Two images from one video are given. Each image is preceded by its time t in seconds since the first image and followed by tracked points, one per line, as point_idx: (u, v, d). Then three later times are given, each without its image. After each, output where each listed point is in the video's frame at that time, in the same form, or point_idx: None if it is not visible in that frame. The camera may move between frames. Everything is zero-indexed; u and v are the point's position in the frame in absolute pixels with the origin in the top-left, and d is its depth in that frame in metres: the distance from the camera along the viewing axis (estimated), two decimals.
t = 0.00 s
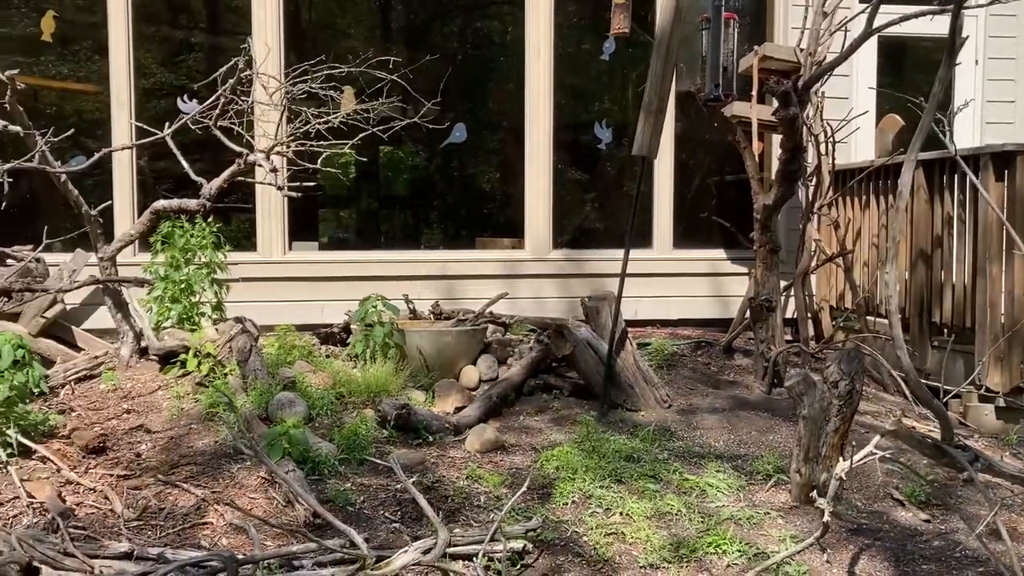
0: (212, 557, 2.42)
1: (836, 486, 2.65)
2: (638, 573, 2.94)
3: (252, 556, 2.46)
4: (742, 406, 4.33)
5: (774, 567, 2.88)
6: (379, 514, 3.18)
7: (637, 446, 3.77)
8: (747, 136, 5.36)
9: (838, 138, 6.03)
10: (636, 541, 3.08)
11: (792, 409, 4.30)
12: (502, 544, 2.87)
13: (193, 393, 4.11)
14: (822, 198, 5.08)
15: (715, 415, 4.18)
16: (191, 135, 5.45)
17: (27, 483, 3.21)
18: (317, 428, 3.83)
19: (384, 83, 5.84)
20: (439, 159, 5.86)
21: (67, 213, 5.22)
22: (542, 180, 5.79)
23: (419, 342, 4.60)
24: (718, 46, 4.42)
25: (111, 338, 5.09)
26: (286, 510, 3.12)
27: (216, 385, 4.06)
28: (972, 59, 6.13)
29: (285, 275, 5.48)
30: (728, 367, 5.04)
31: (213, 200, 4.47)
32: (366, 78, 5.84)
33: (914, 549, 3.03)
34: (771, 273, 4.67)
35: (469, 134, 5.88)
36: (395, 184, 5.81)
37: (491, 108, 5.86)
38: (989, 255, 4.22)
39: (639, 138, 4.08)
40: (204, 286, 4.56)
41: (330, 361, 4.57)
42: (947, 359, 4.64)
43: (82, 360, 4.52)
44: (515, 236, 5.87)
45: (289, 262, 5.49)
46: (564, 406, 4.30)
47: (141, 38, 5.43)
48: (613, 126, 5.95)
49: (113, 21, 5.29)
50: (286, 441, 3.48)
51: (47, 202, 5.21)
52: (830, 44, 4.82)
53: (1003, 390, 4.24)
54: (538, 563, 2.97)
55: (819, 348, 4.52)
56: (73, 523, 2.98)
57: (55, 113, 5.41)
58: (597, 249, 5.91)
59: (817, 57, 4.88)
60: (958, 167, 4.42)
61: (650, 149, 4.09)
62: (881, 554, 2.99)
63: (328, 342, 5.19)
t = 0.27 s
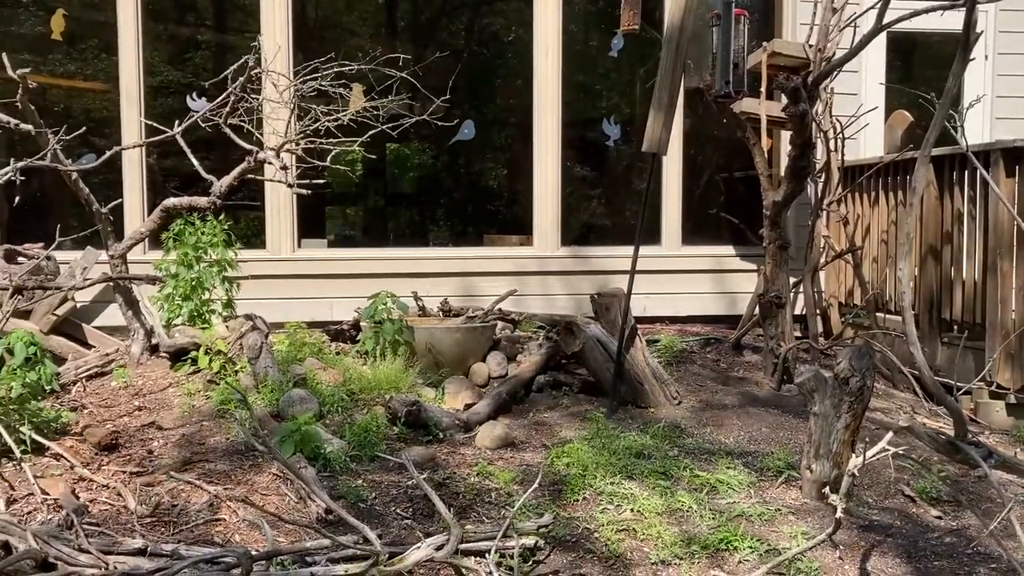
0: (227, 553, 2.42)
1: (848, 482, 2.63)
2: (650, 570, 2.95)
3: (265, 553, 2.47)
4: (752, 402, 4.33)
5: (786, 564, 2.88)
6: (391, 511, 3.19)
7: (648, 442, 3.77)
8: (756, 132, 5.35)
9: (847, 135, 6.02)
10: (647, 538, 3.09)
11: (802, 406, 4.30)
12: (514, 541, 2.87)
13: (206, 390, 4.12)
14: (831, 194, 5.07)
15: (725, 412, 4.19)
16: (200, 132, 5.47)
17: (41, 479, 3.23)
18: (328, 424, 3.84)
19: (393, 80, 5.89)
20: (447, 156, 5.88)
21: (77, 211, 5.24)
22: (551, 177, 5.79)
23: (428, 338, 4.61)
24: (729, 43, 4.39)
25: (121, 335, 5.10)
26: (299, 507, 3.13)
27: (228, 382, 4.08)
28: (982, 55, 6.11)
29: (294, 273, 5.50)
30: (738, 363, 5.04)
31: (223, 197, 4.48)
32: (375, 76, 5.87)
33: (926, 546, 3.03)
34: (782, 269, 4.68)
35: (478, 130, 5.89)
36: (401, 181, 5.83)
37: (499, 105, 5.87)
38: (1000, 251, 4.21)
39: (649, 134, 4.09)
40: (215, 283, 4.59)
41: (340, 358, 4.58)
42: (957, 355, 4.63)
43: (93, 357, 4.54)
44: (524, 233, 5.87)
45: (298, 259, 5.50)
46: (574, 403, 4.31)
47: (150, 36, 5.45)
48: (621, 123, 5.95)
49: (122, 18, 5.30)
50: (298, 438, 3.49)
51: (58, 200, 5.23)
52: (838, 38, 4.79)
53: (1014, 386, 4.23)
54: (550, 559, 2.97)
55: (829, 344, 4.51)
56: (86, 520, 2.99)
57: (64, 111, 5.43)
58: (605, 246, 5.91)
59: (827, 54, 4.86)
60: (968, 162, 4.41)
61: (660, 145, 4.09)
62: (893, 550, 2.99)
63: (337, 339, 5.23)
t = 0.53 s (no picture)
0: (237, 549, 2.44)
1: (856, 477, 2.65)
2: (656, 565, 2.96)
3: (274, 549, 2.47)
4: (756, 398, 4.34)
5: (792, 558, 2.89)
6: (398, 506, 3.20)
7: (653, 438, 3.78)
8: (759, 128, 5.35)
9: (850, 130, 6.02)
10: (653, 533, 3.10)
11: (806, 401, 4.31)
12: (522, 536, 2.88)
13: (211, 387, 4.13)
14: (834, 190, 5.08)
15: (729, 407, 4.19)
16: (203, 130, 5.46)
17: (49, 476, 3.24)
18: (334, 421, 3.85)
19: (398, 77, 5.83)
20: (450, 153, 5.84)
21: (80, 208, 5.24)
22: (554, 174, 5.80)
23: (433, 335, 4.61)
24: (734, 39, 4.33)
25: (126, 333, 5.11)
26: (306, 502, 3.15)
27: (234, 379, 4.08)
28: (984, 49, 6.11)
29: (298, 269, 5.51)
30: (741, 359, 5.04)
31: (228, 195, 4.49)
32: (380, 72, 5.82)
33: (931, 540, 3.04)
34: (785, 266, 4.66)
35: (481, 127, 5.86)
36: (402, 178, 5.79)
37: (501, 101, 5.86)
38: (1004, 246, 4.21)
39: (653, 130, 4.10)
40: (220, 280, 4.58)
41: (345, 355, 4.58)
42: (961, 351, 4.63)
43: (98, 354, 4.55)
44: (526, 230, 5.88)
45: (301, 256, 5.52)
46: (578, 398, 4.33)
47: (152, 33, 5.43)
48: (624, 119, 5.95)
49: (126, 15, 5.31)
50: (304, 434, 3.51)
51: (61, 198, 5.23)
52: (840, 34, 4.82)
53: (1017, 381, 4.24)
54: (556, 555, 2.98)
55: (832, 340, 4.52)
56: (94, 516, 3.00)
57: (67, 109, 5.42)
58: (608, 243, 5.92)
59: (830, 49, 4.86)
60: (972, 158, 4.41)
61: (664, 142, 4.09)
62: (898, 545, 3.00)
63: (342, 335, 5.25)
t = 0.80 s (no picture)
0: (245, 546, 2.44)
1: (863, 472, 2.66)
2: (662, 561, 2.96)
3: (282, 547, 2.47)
4: (757, 394, 4.34)
5: (797, 554, 2.89)
6: (402, 503, 3.20)
7: (655, 434, 3.79)
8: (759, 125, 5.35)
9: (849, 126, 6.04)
10: (657, 529, 3.10)
11: (807, 397, 4.31)
12: (528, 533, 2.88)
13: (212, 385, 4.13)
14: (834, 186, 5.09)
15: (731, 403, 4.20)
16: (202, 127, 5.45)
17: (52, 474, 3.23)
18: (336, 419, 3.85)
19: (399, 74, 5.82)
20: (448, 150, 5.84)
21: (79, 206, 5.22)
22: (554, 171, 5.79)
23: (435, 332, 4.61)
24: (736, 34, 4.33)
25: (125, 330, 5.09)
26: (311, 499, 3.15)
27: (235, 376, 4.08)
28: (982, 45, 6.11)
29: (298, 267, 5.51)
30: (741, 355, 5.05)
31: (229, 192, 4.48)
32: (381, 68, 5.82)
33: (936, 535, 3.05)
34: (785, 261, 4.68)
35: (480, 123, 5.86)
36: (399, 175, 5.79)
37: (499, 98, 5.85)
38: (1004, 241, 4.23)
39: (656, 127, 4.10)
40: (220, 278, 4.56)
41: (346, 352, 4.58)
42: (961, 346, 4.64)
43: (98, 352, 4.53)
44: (526, 227, 5.87)
45: (301, 253, 5.51)
46: (579, 395, 4.33)
47: (149, 30, 5.41)
48: (624, 116, 5.96)
49: (124, 12, 5.27)
50: (307, 431, 3.51)
51: (60, 195, 5.21)
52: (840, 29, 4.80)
53: (1017, 376, 4.25)
54: (561, 551, 2.98)
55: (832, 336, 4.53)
56: (98, 514, 2.99)
57: (64, 106, 5.40)
58: (607, 239, 5.92)
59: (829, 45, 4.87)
60: (972, 154, 4.43)
61: (666, 138, 4.10)
62: (903, 540, 3.01)
63: (343, 333, 5.25)
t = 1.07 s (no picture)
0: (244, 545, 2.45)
1: (862, 466, 2.68)
2: (660, 556, 2.97)
3: (282, 545, 2.46)
4: (751, 390, 4.36)
5: (794, 549, 2.91)
6: (400, 501, 3.19)
7: (650, 430, 3.80)
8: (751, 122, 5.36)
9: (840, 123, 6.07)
10: (655, 524, 3.11)
11: (801, 393, 4.34)
12: (528, 530, 2.88)
13: (206, 384, 4.12)
14: (826, 183, 5.11)
15: (725, 399, 4.22)
16: (193, 124, 5.42)
17: (47, 474, 3.21)
18: (332, 417, 3.85)
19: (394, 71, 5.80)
20: (441, 148, 5.84)
21: (69, 204, 5.18)
22: (546, 169, 5.80)
23: (430, 330, 4.61)
24: (730, 31, 4.38)
25: (117, 329, 5.06)
26: (309, 496, 3.16)
27: (230, 374, 4.06)
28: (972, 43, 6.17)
29: (290, 264, 5.49)
30: (734, 351, 5.07)
31: (222, 190, 4.46)
32: (375, 65, 5.80)
33: (932, 529, 3.07)
34: (779, 257, 4.68)
35: (473, 120, 5.85)
36: (388, 173, 5.77)
37: (491, 95, 5.85)
38: (995, 238, 4.26)
39: (649, 123, 4.10)
40: (213, 276, 4.53)
41: (341, 350, 4.58)
42: (952, 342, 4.68)
43: (90, 351, 4.50)
44: (518, 224, 5.87)
45: (293, 251, 5.49)
46: (574, 392, 4.34)
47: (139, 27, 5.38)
48: (616, 113, 5.96)
49: (116, 9, 5.24)
50: (304, 428, 3.50)
51: (50, 193, 5.18)
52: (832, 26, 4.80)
53: (1008, 371, 4.30)
54: (560, 547, 2.98)
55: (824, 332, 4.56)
56: (95, 514, 2.98)
57: (53, 104, 5.36)
58: (600, 236, 5.92)
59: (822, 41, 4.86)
60: (963, 151, 4.46)
61: (660, 135, 4.10)
62: (898, 534, 3.03)
63: (337, 331, 5.25)
